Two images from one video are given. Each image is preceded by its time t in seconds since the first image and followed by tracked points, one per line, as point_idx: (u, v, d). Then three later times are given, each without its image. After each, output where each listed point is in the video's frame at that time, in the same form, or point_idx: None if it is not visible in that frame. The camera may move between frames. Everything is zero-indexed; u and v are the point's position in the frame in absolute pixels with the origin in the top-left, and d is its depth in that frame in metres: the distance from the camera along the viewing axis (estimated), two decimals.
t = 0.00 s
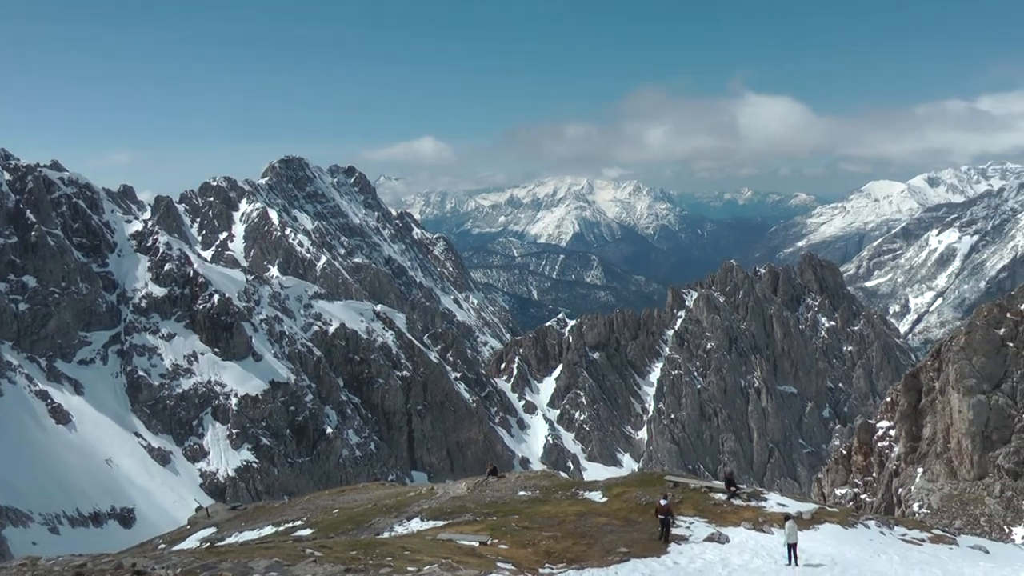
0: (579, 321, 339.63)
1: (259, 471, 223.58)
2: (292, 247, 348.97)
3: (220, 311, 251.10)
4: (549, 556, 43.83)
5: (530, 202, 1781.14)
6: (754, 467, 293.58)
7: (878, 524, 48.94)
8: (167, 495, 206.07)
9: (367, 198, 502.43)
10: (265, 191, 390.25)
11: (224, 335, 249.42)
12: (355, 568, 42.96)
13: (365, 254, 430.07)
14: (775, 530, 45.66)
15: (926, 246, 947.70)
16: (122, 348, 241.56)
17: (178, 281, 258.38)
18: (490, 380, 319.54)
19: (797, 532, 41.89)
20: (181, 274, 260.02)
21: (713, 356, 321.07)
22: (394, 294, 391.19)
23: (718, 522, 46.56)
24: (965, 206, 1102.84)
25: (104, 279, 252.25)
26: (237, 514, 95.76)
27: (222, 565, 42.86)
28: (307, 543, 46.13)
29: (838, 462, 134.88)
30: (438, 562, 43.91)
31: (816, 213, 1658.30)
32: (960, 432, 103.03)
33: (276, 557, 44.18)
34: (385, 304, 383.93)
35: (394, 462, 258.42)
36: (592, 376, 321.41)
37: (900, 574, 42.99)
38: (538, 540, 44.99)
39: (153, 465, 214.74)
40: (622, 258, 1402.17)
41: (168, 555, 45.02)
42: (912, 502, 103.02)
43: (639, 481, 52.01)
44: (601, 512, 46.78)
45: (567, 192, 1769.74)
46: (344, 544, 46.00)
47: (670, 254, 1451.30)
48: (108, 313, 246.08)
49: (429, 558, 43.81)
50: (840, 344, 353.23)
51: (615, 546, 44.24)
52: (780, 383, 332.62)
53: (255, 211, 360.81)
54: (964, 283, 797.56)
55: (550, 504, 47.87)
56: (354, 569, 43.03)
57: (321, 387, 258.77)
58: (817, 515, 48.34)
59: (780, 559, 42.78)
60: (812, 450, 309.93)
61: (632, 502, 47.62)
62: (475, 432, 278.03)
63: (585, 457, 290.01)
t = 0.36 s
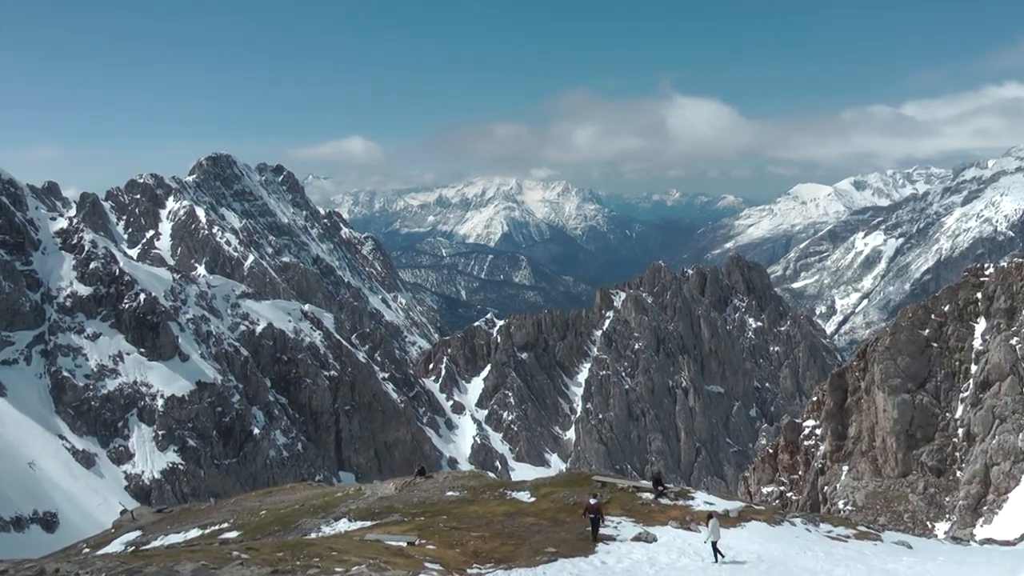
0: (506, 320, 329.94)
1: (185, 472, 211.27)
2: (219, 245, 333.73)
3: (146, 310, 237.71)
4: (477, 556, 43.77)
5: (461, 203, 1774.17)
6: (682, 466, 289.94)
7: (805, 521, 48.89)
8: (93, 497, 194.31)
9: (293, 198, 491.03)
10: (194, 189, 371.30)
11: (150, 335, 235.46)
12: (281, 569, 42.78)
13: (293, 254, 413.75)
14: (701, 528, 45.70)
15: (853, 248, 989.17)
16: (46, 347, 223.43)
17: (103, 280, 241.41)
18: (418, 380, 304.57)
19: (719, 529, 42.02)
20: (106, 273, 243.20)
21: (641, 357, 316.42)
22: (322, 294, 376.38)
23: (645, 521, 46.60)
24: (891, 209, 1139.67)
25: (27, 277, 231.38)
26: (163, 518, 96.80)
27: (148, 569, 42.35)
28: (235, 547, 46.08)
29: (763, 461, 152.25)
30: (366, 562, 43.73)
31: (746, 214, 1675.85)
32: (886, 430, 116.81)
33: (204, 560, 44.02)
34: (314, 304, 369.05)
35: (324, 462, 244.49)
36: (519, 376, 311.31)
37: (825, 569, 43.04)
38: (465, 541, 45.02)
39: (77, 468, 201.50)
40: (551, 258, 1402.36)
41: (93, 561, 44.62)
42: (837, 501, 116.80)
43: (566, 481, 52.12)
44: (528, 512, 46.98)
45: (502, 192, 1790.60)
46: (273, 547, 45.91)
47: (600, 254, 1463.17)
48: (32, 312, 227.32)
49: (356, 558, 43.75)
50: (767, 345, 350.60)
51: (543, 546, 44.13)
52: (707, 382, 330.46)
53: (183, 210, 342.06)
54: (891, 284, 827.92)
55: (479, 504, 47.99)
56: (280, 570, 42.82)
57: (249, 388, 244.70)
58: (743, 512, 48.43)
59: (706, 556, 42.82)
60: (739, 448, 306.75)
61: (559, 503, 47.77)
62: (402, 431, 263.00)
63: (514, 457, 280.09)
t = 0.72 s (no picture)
0: (460, 321, 322.54)
1: (138, 474, 207.06)
2: (172, 243, 328.37)
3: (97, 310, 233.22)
4: (431, 557, 43.27)
5: (413, 201, 1761.93)
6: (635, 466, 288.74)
7: (759, 520, 48.54)
8: (42, 500, 189.93)
9: (246, 196, 479.06)
10: (146, 187, 366.76)
11: (102, 335, 230.49)
12: (234, 570, 42.35)
13: (247, 253, 412.77)
14: (654, 528, 45.36)
15: (807, 249, 1007.52)
16: None
17: (54, 279, 236.11)
18: (371, 380, 297.71)
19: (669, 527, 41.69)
20: (58, 272, 237.75)
21: (595, 357, 315.70)
22: (276, 294, 368.75)
23: (600, 521, 46.21)
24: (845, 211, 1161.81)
25: None
26: (117, 519, 95.16)
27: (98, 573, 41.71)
28: (187, 550, 45.79)
29: (717, 461, 158.78)
30: (321, 564, 43.41)
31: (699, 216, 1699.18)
32: (840, 429, 126.27)
33: (156, 564, 43.54)
34: (268, 304, 361.00)
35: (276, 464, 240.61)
36: (473, 377, 303.72)
37: (780, 567, 42.40)
38: (420, 541, 44.77)
39: (26, 471, 196.80)
40: (507, 259, 1403.08)
41: (43, 565, 43.88)
42: (788, 498, 124.89)
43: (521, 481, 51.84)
44: (483, 512, 46.81)
45: (455, 190, 1785.42)
46: (225, 550, 45.65)
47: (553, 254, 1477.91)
48: None
49: (311, 559, 43.44)
50: (721, 345, 353.26)
51: (497, 546, 43.70)
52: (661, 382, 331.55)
53: (136, 208, 336.97)
54: (842, 285, 845.67)
55: (434, 505, 47.80)
56: (233, 572, 42.43)
57: (201, 388, 240.40)
58: (697, 511, 48.06)
59: (658, 554, 42.29)
60: (693, 448, 306.12)
61: (513, 503, 47.60)
62: (356, 431, 258.33)
63: (468, 458, 272.88)
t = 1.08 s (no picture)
0: (424, 322, 315.15)
1: (101, 479, 204.87)
2: (135, 244, 324.00)
3: (58, 313, 229.13)
4: (397, 557, 42.84)
5: (378, 203, 1757.02)
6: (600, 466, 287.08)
7: (723, 517, 48.38)
8: None
9: (209, 197, 475.05)
10: (108, 188, 362.65)
11: (63, 339, 226.17)
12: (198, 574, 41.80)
13: (210, 254, 411.67)
14: (619, 527, 45.30)
15: (770, 249, 1018.62)
16: None
17: (14, 281, 227.25)
18: (335, 381, 291.90)
19: (631, 526, 41.63)
20: (18, 275, 228.62)
21: (560, 357, 313.51)
22: (239, 295, 363.95)
23: (565, 521, 46.03)
24: (806, 210, 1176.88)
25: None
26: (78, 526, 94.21)
27: None
28: (150, 556, 45.26)
29: (681, 459, 160.21)
30: (287, 566, 42.98)
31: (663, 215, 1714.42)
32: (803, 427, 126.72)
33: (119, 569, 43.00)
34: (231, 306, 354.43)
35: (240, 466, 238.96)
36: (438, 377, 298.98)
37: (745, 565, 42.12)
38: (386, 543, 44.45)
39: None
40: (470, 259, 1403.30)
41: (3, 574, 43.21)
42: (753, 496, 125.79)
43: (487, 481, 51.64)
44: (449, 513, 46.84)
45: (419, 192, 1781.29)
46: (190, 554, 45.21)
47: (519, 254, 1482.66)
48: None
49: (276, 562, 43.06)
50: (684, 344, 361.39)
51: (464, 547, 43.36)
52: (625, 382, 334.74)
53: (98, 209, 332.67)
54: (804, 284, 855.37)
55: (399, 506, 47.82)
56: None
57: (165, 391, 237.23)
58: (662, 510, 47.98)
59: (623, 554, 42.15)
60: (657, 447, 310.47)
61: (478, 504, 47.56)
62: (320, 433, 257.73)
63: (432, 459, 267.82)
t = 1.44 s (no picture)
0: (387, 322, 311.90)
1: (61, 483, 197.44)
2: (96, 244, 319.83)
3: (17, 313, 220.69)
4: (359, 559, 42.55)
5: (341, 204, 1751.98)
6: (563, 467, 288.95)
7: (686, 517, 48.19)
8: None
9: (171, 196, 472.19)
10: (68, 187, 357.34)
11: (22, 339, 217.89)
12: None
13: (172, 253, 405.23)
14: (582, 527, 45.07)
15: (731, 251, 1023.19)
16: None
17: None
18: (298, 382, 291.34)
19: (588, 525, 41.45)
20: None
21: (522, 358, 314.81)
22: (201, 295, 360.50)
23: (528, 521, 45.75)
24: (770, 212, 1189.89)
25: None
26: (36, 530, 93.75)
27: None
28: (110, 560, 44.83)
29: (643, 459, 159.54)
30: (249, 568, 42.64)
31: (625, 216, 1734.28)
32: (766, 427, 127.47)
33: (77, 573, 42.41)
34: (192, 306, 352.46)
35: (201, 468, 236.38)
36: (401, 378, 298.06)
37: (707, 564, 42.17)
38: (349, 544, 44.19)
39: None
40: (433, 260, 1406.59)
41: None
42: (715, 496, 126.64)
43: (450, 482, 51.36)
44: (412, 514, 46.57)
45: (383, 193, 1770.80)
46: (151, 557, 44.87)
47: (485, 256, 1483.25)
48: None
49: (237, 564, 42.72)
50: (647, 346, 362.13)
51: (426, 548, 43.10)
52: (588, 383, 335.31)
53: (58, 208, 327.83)
54: (766, 285, 862.22)
55: (362, 507, 47.63)
56: None
57: (126, 392, 232.06)
58: (625, 510, 47.82)
59: (583, 553, 42.04)
60: (620, 447, 310.59)
61: (441, 505, 47.38)
62: (283, 434, 256.68)
63: (395, 459, 267.73)
